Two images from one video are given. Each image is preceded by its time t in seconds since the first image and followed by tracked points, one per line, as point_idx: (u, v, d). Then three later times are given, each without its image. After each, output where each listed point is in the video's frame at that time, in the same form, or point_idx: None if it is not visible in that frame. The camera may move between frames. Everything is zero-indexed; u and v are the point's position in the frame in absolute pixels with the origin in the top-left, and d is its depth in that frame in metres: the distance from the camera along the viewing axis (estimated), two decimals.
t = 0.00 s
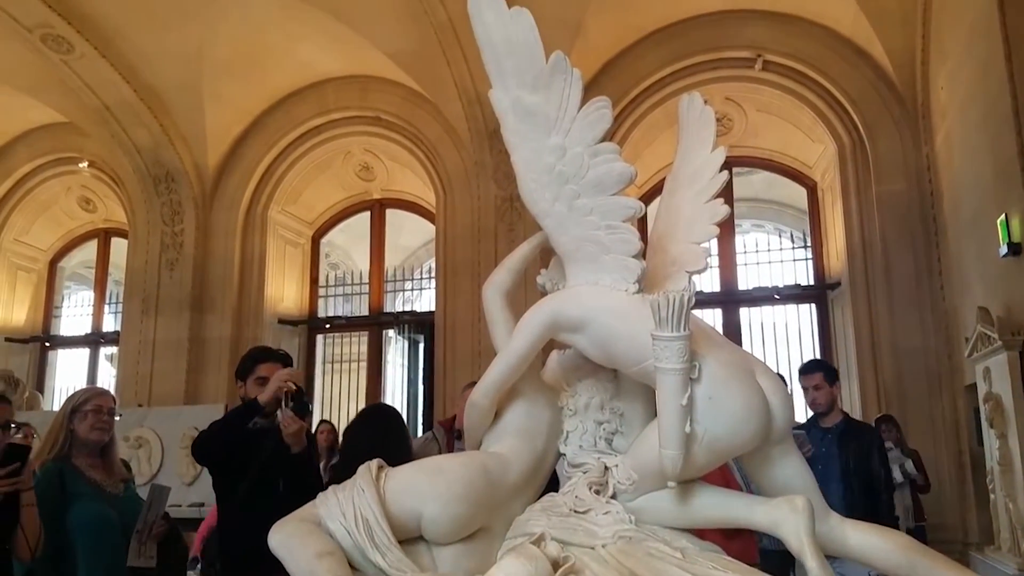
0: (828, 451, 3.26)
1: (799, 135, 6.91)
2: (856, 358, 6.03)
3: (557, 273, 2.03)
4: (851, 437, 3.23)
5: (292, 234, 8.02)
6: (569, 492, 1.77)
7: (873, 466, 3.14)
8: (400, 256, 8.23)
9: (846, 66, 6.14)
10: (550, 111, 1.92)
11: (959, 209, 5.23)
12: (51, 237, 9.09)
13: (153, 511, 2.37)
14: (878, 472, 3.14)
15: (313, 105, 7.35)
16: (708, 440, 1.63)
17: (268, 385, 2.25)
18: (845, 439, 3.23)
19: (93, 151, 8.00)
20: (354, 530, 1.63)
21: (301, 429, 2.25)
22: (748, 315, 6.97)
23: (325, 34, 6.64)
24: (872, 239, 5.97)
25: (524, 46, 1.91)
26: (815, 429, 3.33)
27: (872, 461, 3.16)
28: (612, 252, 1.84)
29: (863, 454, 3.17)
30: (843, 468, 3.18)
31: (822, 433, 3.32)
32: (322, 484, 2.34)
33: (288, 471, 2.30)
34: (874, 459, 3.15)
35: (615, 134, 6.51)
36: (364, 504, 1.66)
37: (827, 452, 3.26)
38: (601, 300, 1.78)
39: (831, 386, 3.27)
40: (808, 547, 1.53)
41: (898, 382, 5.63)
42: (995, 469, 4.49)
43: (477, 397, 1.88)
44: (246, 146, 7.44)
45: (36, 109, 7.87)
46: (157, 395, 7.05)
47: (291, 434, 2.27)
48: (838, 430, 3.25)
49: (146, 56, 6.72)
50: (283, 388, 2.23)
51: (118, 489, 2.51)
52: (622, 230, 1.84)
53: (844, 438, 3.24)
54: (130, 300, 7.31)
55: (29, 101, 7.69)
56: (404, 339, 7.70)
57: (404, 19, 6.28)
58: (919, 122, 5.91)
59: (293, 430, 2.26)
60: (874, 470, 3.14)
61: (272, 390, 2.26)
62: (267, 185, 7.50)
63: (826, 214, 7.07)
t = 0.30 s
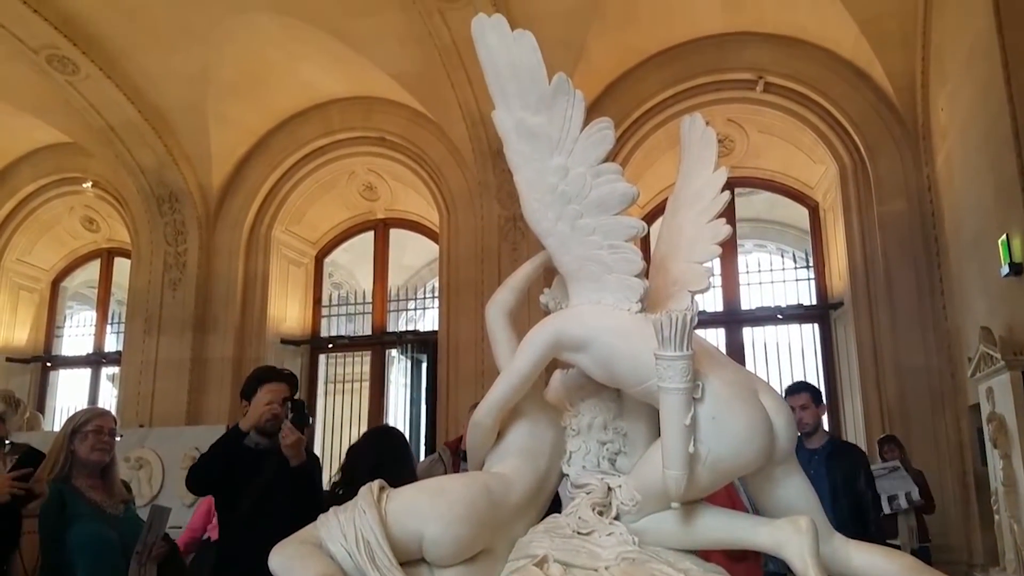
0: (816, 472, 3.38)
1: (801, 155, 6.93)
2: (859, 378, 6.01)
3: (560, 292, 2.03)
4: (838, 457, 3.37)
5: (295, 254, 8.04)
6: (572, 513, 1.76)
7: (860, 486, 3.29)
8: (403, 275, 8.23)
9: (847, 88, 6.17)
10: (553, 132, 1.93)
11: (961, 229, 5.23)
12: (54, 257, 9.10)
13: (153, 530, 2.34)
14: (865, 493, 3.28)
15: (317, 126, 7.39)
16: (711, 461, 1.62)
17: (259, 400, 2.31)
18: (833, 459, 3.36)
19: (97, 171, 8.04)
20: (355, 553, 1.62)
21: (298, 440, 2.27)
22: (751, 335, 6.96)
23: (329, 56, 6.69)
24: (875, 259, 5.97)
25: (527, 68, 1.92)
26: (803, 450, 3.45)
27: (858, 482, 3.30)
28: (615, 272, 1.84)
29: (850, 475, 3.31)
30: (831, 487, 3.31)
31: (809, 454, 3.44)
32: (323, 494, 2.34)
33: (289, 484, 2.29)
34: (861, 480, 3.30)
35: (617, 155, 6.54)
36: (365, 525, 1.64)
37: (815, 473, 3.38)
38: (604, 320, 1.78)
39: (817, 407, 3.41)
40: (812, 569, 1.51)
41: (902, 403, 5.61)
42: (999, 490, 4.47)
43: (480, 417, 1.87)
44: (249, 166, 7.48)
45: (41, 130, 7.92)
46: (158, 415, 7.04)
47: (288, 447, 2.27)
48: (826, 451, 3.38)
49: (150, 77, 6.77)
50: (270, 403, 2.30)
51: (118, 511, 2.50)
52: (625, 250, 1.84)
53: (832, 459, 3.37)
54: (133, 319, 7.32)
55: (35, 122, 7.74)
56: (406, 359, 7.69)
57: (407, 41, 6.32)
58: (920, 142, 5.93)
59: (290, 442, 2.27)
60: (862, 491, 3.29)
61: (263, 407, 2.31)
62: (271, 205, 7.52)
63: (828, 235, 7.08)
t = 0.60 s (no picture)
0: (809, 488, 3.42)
1: (801, 171, 6.95)
2: (859, 395, 6.01)
3: (560, 307, 2.03)
4: (829, 471, 3.40)
5: (295, 269, 8.05)
6: (571, 528, 1.76)
7: (850, 499, 3.31)
8: (403, 290, 8.24)
9: (846, 104, 6.20)
10: (554, 147, 1.94)
11: (960, 244, 5.25)
12: (54, 272, 9.11)
13: (153, 545, 2.34)
14: (855, 505, 3.30)
15: (318, 141, 7.42)
16: (711, 476, 1.62)
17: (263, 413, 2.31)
18: (823, 474, 3.40)
19: (98, 186, 8.06)
20: (355, 568, 1.62)
21: (298, 451, 2.24)
22: (750, 350, 6.97)
23: (330, 72, 6.72)
24: (875, 274, 5.97)
25: (528, 84, 1.94)
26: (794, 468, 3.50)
27: (849, 495, 3.32)
28: (615, 287, 1.85)
29: (840, 489, 3.34)
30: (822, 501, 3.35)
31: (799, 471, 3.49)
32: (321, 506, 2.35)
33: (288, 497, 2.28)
34: (851, 492, 3.32)
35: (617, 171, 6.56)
36: (365, 540, 1.64)
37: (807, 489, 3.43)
38: (604, 335, 1.79)
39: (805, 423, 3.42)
40: None
41: (902, 419, 5.61)
42: (999, 506, 4.46)
43: (480, 432, 1.87)
44: (250, 181, 7.51)
45: (42, 145, 7.95)
46: (158, 430, 7.04)
47: (286, 457, 2.24)
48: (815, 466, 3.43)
49: (152, 93, 6.80)
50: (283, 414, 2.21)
51: (118, 525, 2.50)
52: (625, 265, 1.85)
53: (823, 474, 3.41)
54: (132, 335, 7.33)
55: (36, 137, 7.77)
56: (406, 374, 7.68)
57: (408, 57, 6.35)
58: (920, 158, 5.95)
59: (290, 454, 2.24)
60: (853, 504, 3.31)
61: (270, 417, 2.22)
62: (271, 220, 7.54)
63: (828, 250, 7.09)
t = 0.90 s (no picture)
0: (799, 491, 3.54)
1: (800, 175, 6.97)
2: (858, 399, 6.02)
3: (560, 311, 2.04)
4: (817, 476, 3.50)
5: (295, 271, 8.05)
6: (570, 530, 1.76)
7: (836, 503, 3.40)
8: (402, 293, 8.24)
9: (845, 108, 6.21)
10: (554, 151, 1.95)
11: (960, 248, 5.26)
12: (53, 273, 9.11)
13: (151, 546, 2.34)
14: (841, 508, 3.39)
15: (318, 143, 7.42)
16: (710, 480, 1.62)
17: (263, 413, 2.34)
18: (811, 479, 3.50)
19: (98, 188, 8.07)
20: (354, 570, 1.62)
21: (303, 454, 2.22)
22: (750, 354, 6.97)
23: (330, 74, 6.73)
24: (874, 279, 5.98)
25: (528, 88, 1.94)
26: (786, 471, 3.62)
27: (836, 499, 3.42)
28: (615, 291, 1.85)
29: (828, 493, 3.43)
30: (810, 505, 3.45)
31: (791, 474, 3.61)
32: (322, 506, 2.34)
33: (289, 494, 2.27)
34: (836, 497, 3.41)
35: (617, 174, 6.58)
36: (363, 542, 1.65)
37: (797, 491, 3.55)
38: (603, 338, 1.79)
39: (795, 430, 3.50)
40: None
41: (900, 423, 5.62)
42: (997, 510, 4.47)
43: (479, 435, 1.87)
44: (250, 183, 7.51)
45: (42, 147, 7.95)
46: (157, 432, 7.04)
47: (291, 460, 2.23)
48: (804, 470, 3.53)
49: (151, 94, 6.80)
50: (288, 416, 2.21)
51: (116, 526, 2.50)
52: (625, 269, 1.85)
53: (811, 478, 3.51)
54: (132, 337, 7.33)
55: (36, 139, 7.77)
56: (405, 376, 7.60)
57: (408, 60, 6.36)
58: (919, 162, 5.96)
59: (295, 456, 2.22)
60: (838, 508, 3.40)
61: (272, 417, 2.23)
62: (271, 222, 7.55)
63: (827, 255, 7.10)
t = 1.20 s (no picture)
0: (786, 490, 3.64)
1: (799, 175, 6.97)
2: (856, 398, 6.03)
3: (558, 310, 2.04)
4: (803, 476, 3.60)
5: (293, 269, 8.05)
6: (568, 529, 1.76)
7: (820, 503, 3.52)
8: (401, 291, 8.24)
9: (844, 107, 6.22)
10: (553, 150, 1.95)
11: (958, 248, 5.27)
12: (51, 270, 9.10)
13: (149, 546, 2.34)
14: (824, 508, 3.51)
15: (317, 141, 7.42)
16: (708, 478, 1.62)
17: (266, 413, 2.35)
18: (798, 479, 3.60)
19: (96, 185, 8.06)
20: (353, 569, 1.63)
21: (304, 454, 2.17)
22: (748, 353, 6.98)
23: (329, 72, 6.73)
24: (872, 278, 6.00)
25: (528, 86, 1.95)
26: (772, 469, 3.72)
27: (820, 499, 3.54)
28: (614, 290, 1.86)
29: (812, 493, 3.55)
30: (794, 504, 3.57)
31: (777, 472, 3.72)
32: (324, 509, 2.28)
33: (291, 494, 2.24)
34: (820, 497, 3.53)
35: (616, 173, 6.58)
36: (363, 540, 1.65)
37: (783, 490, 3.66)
38: (602, 337, 1.80)
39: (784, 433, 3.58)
40: None
41: (898, 422, 5.63)
42: (993, 508, 4.48)
43: (478, 435, 1.87)
44: (248, 180, 7.51)
45: (40, 144, 7.94)
46: (155, 430, 7.05)
47: (292, 459, 2.17)
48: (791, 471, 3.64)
49: (150, 92, 6.80)
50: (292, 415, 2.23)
51: (114, 525, 2.50)
52: (624, 268, 1.86)
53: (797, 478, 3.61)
54: (130, 334, 7.33)
55: (34, 135, 7.77)
56: (404, 374, 7.66)
57: (407, 58, 6.36)
58: (918, 161, 5.96)
59: (296, 455, 2.17)
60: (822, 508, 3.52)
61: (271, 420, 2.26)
62: (269, 220, 7.54)
63: (825, 254, 7.11)
